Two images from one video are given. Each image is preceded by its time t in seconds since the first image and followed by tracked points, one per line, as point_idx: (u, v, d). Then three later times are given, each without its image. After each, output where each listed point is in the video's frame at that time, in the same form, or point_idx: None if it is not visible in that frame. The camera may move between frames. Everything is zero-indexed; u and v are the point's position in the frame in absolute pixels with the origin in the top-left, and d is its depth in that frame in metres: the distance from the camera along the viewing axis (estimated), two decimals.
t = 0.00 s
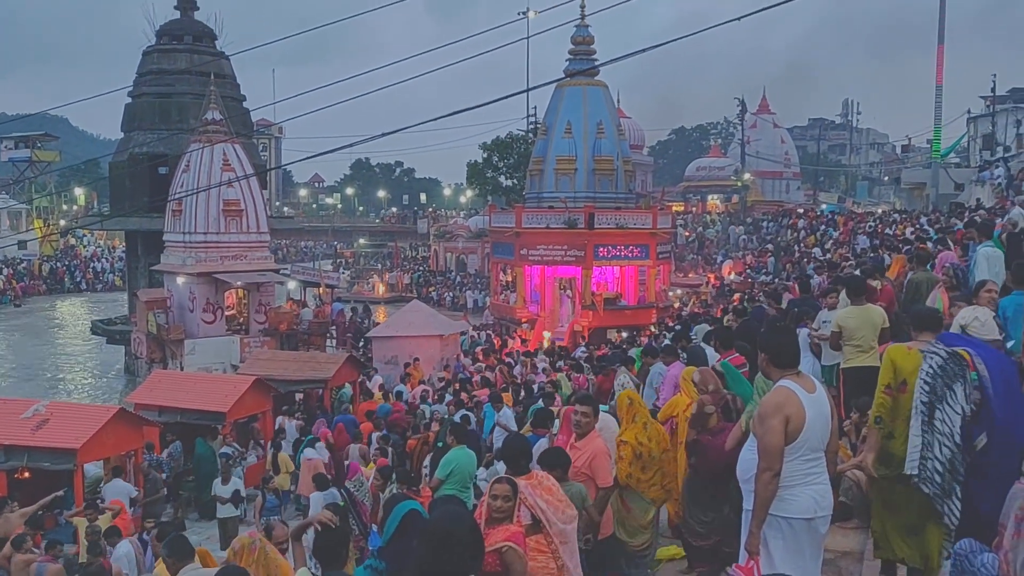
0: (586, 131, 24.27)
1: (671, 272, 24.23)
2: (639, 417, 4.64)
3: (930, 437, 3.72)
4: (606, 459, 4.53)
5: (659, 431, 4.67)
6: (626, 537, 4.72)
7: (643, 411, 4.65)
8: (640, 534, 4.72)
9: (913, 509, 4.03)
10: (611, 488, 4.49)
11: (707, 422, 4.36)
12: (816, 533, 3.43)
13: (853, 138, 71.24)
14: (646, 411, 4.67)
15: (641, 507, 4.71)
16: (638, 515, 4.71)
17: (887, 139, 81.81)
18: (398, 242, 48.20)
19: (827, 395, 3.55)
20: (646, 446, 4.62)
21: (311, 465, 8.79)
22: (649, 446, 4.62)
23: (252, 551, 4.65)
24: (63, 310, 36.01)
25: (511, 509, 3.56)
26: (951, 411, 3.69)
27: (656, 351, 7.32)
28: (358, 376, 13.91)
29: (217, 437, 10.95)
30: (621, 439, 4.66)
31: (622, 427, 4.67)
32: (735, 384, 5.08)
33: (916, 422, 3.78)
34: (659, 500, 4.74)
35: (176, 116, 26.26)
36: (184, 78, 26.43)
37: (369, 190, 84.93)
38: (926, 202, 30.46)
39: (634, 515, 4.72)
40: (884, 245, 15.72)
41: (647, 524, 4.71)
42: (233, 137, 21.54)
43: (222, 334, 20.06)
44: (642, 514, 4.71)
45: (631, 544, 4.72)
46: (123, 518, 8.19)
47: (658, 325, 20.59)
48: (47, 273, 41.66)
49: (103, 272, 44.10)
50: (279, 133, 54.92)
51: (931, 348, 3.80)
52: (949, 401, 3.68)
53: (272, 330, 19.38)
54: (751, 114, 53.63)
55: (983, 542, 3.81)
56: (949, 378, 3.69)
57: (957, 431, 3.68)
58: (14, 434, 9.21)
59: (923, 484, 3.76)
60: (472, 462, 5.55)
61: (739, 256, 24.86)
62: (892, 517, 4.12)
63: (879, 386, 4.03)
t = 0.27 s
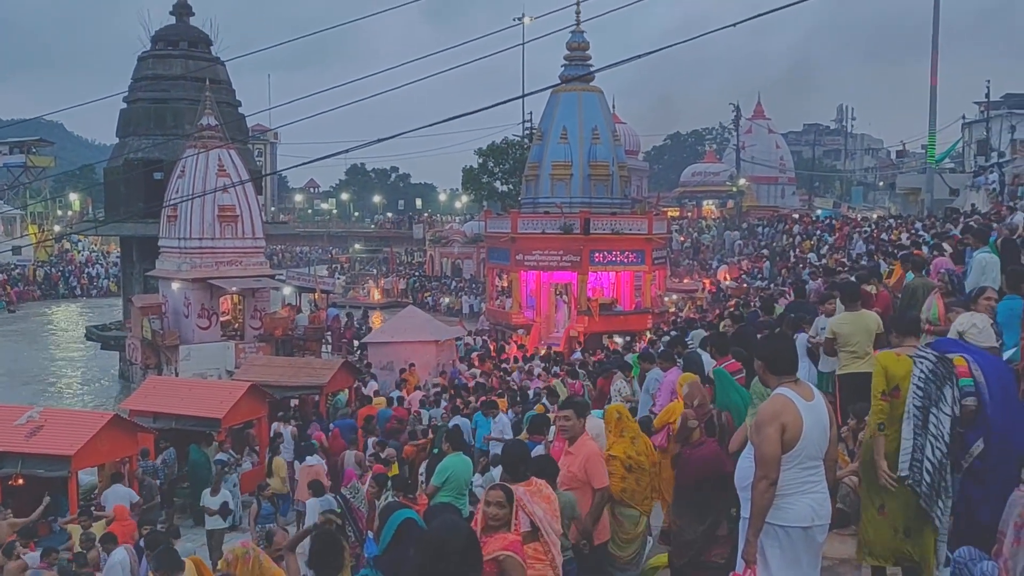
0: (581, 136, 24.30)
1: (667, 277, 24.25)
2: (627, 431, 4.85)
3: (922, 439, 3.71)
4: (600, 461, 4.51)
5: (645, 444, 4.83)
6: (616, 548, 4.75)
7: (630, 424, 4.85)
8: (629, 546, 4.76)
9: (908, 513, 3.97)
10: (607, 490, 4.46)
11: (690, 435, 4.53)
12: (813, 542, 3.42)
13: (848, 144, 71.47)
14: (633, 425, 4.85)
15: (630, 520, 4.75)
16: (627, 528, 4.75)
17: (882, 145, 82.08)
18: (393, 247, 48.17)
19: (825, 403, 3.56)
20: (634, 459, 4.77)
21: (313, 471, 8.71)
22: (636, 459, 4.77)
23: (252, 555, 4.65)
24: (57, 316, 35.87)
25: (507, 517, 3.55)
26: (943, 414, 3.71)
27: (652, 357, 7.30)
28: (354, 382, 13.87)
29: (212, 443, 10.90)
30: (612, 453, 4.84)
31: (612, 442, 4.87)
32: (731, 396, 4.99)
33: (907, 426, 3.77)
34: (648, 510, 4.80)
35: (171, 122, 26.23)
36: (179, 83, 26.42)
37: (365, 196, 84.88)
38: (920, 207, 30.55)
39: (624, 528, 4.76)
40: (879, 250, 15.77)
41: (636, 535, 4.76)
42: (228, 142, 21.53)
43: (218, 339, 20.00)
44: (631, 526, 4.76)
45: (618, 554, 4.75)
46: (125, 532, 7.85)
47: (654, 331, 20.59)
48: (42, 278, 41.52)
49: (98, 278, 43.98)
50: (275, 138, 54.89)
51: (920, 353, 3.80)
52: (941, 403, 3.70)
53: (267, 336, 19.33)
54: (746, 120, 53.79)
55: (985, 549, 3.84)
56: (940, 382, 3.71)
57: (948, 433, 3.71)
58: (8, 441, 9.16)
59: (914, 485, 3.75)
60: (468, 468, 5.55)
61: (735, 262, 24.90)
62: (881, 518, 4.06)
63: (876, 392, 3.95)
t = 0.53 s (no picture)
0: (577, 141, 24.33)
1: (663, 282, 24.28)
2: (617, 436, 4.91)
3: (920, 439, 3.80)
4: (592, 461, 4.51)
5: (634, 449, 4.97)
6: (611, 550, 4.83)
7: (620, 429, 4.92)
8: (621, 547, 4.85)
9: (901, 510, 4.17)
10: (601, 490, 4.44)
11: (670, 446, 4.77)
12: (811, 549, 3.43)
13: (843, 149, 71.70)
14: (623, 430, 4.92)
15: (621, 522, 4.84)
16: (620, 530, 4.84)
17: (876, 150, 82.32)
18: (389, 252, 48.15)
19: (822, 409, 3.58)
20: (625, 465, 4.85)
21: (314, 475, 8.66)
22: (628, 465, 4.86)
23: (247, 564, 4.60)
24: (52, 321, 35.76)
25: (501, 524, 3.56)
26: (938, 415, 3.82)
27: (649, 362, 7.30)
28: (349, 387, 13.85)
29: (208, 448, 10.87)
30: (602, 459, 4.89)
31: (601, 448, 4.93)
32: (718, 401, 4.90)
33: (904, 427, 3.86)
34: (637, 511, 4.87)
35: (166, 126, 26.20)
36: (174, 89, 26.41)
37: (360, 201, 84.82)
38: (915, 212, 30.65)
39: (617, 531, 4.83)
40: (874, 255, 15.82)
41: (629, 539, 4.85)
42: (223, 147, 21.51)
43: (213, 345, 19.96)
44: (623, 529, 4.84)
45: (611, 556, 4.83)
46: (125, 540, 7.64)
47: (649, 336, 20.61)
48: (36, 283, 41.42)
49: (92, 283, 43.87)
50: (269, 143, 54.89)
51: (915, 355, 3.91)
52: (936, 403, 3.82)
53: (262, 341, 19.29)
54: (740, 125, 53.91)
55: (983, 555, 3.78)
56: (934, 383, 3.82)
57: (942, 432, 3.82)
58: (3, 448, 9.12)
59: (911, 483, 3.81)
60: (464, 474, 5.55)
61: (730, 266, 24.94)
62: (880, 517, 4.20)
63: (878, 401, 4.02)
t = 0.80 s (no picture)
0: (572, 146, 24.38)
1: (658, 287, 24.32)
2: (605, 443, 4.97)
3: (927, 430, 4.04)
4: (587, 465, 4.52)
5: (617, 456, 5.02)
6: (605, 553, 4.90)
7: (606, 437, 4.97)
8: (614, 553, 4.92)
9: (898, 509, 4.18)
10: (596, 495, 4.44)
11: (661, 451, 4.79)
12: (805, 556, 3.44)
13: (837, 155, 71.97)
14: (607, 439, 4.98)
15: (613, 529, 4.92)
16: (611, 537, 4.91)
17: (870, 155, 82.58)
18: (384, 257, 48.13)
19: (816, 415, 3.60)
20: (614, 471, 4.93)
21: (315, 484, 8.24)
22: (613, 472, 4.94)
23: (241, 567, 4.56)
24: (46, 327, 35.64)
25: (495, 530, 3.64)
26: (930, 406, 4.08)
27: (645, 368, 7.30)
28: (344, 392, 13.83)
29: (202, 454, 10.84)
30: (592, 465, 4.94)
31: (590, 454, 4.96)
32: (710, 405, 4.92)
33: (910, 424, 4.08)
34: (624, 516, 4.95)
35: (161, 131, 26.17)
36: (170, 94, 26.42)
37: (355, 206, 84.78)
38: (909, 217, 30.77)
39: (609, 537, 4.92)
40: (868, 260, 15.87)
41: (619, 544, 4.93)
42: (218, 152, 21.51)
43: (207, 350, 19.92)
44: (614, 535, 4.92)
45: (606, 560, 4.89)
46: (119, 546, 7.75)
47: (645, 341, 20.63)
48: (30, 288, 41.29)
49: (87, 289, 43.77)
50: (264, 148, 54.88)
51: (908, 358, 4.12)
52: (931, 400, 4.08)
53: (257, 346, 19.26)
54: (735, 130, 54.06)
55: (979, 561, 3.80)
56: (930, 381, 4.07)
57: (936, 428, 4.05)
58: None
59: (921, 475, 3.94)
60: (460, 479, 5.54)
61: (725, 272, 25.00)
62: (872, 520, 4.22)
63: (898, 415, 3.90)
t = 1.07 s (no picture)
0: (567, 152, 24.43)
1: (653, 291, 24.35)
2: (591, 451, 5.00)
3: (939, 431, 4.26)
4: (584, 470, 4.56)
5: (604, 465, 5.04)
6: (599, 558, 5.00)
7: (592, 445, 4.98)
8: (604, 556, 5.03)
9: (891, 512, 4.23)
10: (592, 500, 4.48)
11: (662, 452, 4.81)
12: (799, 562, 3.46)
13: (832, 159, 72.20)
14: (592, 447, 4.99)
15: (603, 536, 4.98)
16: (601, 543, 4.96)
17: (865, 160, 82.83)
18: (379, 262, 48.14)
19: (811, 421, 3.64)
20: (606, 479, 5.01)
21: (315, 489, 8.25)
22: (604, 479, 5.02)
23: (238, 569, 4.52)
24: (40, 331, 35.56)
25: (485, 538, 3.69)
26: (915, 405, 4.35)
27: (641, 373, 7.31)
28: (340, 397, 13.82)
29: (197, 460, 10.83)
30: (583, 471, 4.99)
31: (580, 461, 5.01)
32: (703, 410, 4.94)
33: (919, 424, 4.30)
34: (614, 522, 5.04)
35: (156, 136, 26.16)
36: (165, 99, 26.42)
37: (350, 210, 84.78)
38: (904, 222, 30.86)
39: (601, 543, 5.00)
40: (863, 265, 15.92)
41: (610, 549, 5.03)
42: (213, 157, 21.49)
43: (202, 355, 19.90)
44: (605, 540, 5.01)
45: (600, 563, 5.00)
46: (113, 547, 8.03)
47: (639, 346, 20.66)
48: (24, 293, 41.18)
49: (81, 293, 43.69)
50: (260, 153, 54.87)
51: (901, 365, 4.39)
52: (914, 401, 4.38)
53: (252, 351, 19.24)
54: (730, 135, 54.20)
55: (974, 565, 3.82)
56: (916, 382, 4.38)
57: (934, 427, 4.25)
58: None
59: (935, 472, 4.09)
60: (456, 485, 5.56)
61: (720, 276, 25.05)
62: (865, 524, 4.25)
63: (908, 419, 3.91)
